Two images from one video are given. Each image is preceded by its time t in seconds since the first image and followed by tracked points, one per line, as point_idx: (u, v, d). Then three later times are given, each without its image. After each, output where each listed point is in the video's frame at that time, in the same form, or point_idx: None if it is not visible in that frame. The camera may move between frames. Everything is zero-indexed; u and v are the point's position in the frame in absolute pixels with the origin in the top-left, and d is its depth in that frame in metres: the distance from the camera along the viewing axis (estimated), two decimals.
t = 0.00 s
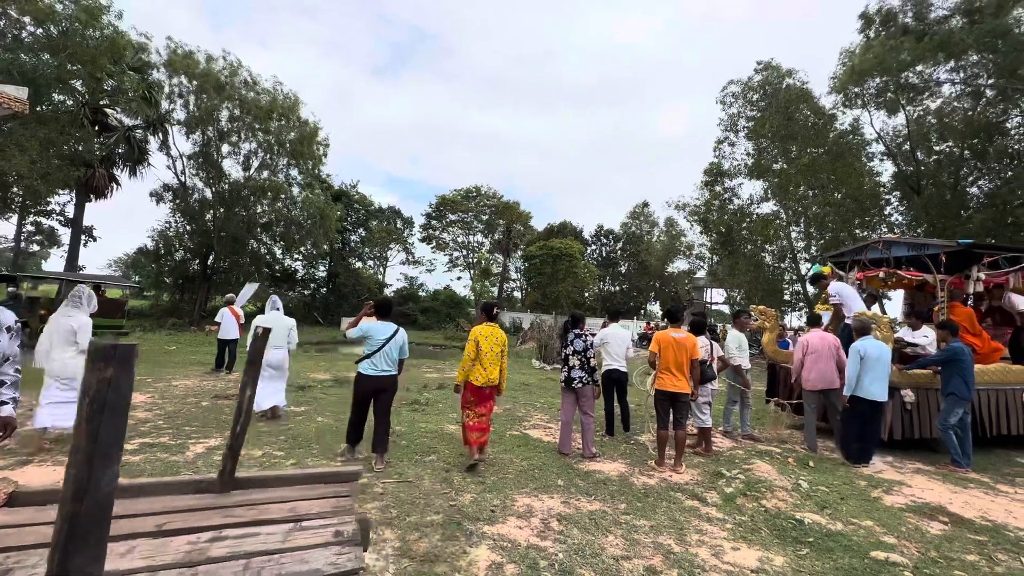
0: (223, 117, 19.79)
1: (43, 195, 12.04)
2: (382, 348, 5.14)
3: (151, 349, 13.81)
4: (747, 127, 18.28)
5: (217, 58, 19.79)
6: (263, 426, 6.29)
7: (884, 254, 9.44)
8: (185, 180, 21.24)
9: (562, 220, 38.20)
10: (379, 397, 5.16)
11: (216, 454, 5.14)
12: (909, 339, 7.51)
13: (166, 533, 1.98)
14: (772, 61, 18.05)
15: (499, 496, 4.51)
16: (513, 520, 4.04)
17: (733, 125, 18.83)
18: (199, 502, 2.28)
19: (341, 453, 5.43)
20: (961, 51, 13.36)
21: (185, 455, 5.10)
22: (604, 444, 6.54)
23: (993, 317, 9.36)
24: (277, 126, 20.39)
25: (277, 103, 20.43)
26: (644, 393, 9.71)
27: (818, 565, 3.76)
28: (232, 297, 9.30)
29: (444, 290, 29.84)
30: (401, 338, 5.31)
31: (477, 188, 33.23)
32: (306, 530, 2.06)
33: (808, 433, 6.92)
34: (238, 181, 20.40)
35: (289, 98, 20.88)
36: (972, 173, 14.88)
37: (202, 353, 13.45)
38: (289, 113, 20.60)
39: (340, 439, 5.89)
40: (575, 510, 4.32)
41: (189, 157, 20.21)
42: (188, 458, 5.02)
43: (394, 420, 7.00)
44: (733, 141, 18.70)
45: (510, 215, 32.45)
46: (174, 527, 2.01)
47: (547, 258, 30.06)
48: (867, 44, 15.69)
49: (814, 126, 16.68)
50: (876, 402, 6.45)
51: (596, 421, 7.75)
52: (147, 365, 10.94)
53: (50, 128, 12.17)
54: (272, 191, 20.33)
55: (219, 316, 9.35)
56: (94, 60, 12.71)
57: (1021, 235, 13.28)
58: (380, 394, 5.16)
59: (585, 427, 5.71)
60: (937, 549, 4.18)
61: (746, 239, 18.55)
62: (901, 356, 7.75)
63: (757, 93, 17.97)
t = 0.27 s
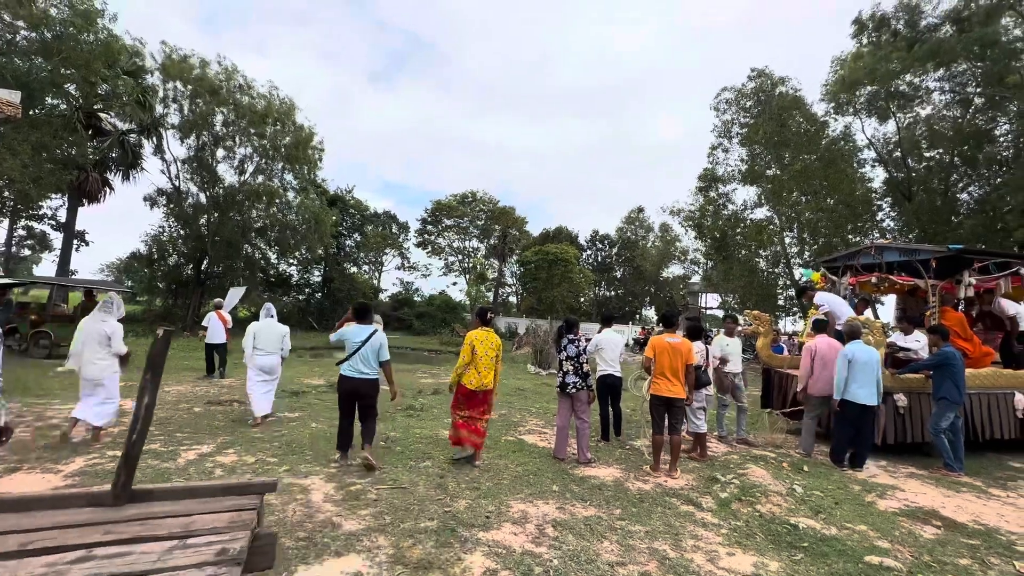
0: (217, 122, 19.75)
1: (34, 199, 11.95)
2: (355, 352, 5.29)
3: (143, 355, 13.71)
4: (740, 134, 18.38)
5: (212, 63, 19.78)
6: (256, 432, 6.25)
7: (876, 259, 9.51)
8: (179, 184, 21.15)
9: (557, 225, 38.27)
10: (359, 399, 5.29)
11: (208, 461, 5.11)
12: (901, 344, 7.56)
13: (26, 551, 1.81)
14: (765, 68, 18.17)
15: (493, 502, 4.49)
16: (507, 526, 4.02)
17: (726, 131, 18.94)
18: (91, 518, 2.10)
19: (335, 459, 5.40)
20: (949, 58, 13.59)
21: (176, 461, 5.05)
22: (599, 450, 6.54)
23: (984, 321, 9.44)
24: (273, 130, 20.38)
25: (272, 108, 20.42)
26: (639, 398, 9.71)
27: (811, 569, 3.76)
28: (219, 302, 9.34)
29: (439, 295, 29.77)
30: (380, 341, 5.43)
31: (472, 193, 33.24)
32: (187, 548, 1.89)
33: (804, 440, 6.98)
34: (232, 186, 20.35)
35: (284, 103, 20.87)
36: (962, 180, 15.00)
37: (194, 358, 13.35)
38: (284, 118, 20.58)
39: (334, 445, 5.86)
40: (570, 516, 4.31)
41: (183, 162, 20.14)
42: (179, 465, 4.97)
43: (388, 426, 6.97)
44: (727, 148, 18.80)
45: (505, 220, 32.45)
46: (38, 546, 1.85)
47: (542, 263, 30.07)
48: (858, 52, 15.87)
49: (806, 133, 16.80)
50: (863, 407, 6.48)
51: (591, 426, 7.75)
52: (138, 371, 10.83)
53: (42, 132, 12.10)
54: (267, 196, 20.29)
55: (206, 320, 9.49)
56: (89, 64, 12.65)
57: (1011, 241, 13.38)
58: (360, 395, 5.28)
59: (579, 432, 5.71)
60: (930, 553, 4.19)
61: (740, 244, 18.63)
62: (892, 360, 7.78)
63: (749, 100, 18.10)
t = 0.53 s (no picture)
0: (213, 126, 19.71)
1: (27, 203, 11.88)
2: (341, 353, 5.40)
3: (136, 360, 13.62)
4: (735, 138, 18.49)
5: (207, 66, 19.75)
6: (250, 437, 6.21)
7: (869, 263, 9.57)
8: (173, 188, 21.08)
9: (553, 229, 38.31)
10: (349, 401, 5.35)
11: (202, 466, 5.07)
12: (895, 347, 7.59)
13: None
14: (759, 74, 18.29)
15: (490, 507, 4.48)
16: (503, 531, 4.01)
17: (721, 136, 19.04)
18: None
19: (330, 463, 5.38)
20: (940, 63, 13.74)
21: (169, 467, 5.02)
22: (595, 453, 6.53)
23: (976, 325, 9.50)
24: (269, 134, 20.35)
25: (268, 112, 20.41)
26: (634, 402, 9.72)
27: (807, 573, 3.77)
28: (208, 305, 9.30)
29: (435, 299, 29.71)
30: (368, 342, 5.45)
31: (468, 197, 33.24)
32: (80, 566, 1.82)
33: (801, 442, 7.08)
34: (228, 189, 20.30)
35: (280, 106, 20.85)
36: (954, 184, 15.06)
37: (188, 363, 13.29)
38: (279, 122, 20.55)
39: (329, 449, 5.84)
40: (567, 521, 4.30)
41: (178, 165, 20.08)
42: (172, 470, 4.94)
43: (382, 430, 6.95)
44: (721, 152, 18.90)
45: (502, 224, 32.45)
46: None
47: (539, 266, 30.08)
48: (851, 58, 16.02)
49: (800, 138, 16.91)
50: (854, 410, 6.50)
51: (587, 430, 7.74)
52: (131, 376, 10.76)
53: (36, 135, 12.05)
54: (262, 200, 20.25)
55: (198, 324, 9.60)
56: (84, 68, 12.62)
57: (1002, 245, 13.45)
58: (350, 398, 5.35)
59: (576, 436, 5.71)
60: (925, 556, 4.20)
61: (735, 248, 18.70)
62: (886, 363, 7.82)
63: (743, 105, 18.21)
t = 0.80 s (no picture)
0: (208, 130, 19.65)
1: (21, 208, 11.81)
2: (335, 359, 5.39)
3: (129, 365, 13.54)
4: (730, 143, 18.56)
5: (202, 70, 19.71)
6: (245, 443, 6.17)
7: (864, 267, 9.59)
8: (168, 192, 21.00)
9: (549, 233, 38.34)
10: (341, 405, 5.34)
11: (195, 473, 5.03)
12: (890, 350, 7.61)
13: None
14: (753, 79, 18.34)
15: (487, 513, 4.45)
16: (500, 537, 3.98)
17: (716, 141, 19.10)
18: None
19: (325, 470, 5.34)
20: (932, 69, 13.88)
21: (162, 474, 4.98)
22: (592, 458, 6.51)
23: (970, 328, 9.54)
24: (265, 138, 20.31)
25: (263, 116, 20.37)
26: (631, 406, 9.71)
27: None
28: (199, 311, 9.23)
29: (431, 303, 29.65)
30: (363, 346, 5.45)
31: (464, 201, 33.21)
32: None
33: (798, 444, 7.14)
34: (223, 194, 20.24)
35: (276, 110, 20.81)
36: (946, 189, 15.15)
37: (182, 368, 13.21)
38: (275, 126, 20.51)
39: (324, 455, 5.80)
40: (564, 527, 4.27)
41: (173, 169, 20.01)
42: (166, 477, 4.90)
43: (378, 435, 6.91)
44: (716, 157, 18.96)
45: (498, 228, 32.43)
46: None
47: (535, 270, 30.06)
48: (845, 64, 16.10)
49: (795, 143, 16.98)
50: (845, 414, 6.51)
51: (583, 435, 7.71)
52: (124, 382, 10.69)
53: (29, 139, 11.99)
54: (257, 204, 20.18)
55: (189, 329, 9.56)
56: (78, 71, 12.57)
57: (996, 248, 13.51)
58: (342, 402, 5.34)
59: (573, 441, 5.69)
60: (922, 560, 4.20)
61: (731, 252, 18.74)
62: (882, 366, 7.82)
63: (738, 110, 18.28)
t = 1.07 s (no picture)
0: (204, 133, 19.61)
1: (15, 212, 11.76)
2: (339, 362, 5.38)
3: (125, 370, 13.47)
4: (725, 146, 18.63)
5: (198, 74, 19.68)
6: (241, 447, 6.14)
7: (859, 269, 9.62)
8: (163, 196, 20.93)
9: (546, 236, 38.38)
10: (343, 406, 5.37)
11: (191, 478, 5.00)
12: (886, 352, 7.63)
13: None
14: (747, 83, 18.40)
15: (484, 516, 4.44)
16: (498, 541, 3.97)
17: (711, 144, 19.16)
18: None
19: (321, 474, 5.31)
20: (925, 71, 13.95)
21: (157, 479, 4.94)
22: (589, 461, 6.49)
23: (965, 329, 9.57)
24: (261, 142, 20.29)
25: (259, 119, 20.34)
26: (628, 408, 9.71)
27: None
28: (193, 315, 9.18)
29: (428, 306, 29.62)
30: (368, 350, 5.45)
31: (461, 204, 33.21)
32: None
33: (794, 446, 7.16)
34: (219, 197, 20.21)
35: (272, 114, 20.79)
36: (940, 191, 15.20)
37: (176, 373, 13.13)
38: (271, 129, 20.48)
39: (320, 459, 5.77)
40: (562, 530, 4.26)
41: (168, 173, 19.94)
42: (160, 483, 4.86)
43: (375, 439, 6.88)
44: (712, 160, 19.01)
45: (494, 231, 32.43)
46: None
47: (532, 273, 30.07)
48: (840, 67, 16.12)
49: (790, 146, 17.03)
50: (839, 416, 6.53)
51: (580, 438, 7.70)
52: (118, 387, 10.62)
53: (24, 143, 11.94)
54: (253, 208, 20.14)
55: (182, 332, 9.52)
56: (74, 75, 12.55)
57: (990, 250, 13.55)
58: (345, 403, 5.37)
59: (570, 444, 5.68)
60: (920, 561, 4.20)
61: (727, 255, 18.77)
62: (877, 368, 7.84)
63: (733, 113, 18.36)
